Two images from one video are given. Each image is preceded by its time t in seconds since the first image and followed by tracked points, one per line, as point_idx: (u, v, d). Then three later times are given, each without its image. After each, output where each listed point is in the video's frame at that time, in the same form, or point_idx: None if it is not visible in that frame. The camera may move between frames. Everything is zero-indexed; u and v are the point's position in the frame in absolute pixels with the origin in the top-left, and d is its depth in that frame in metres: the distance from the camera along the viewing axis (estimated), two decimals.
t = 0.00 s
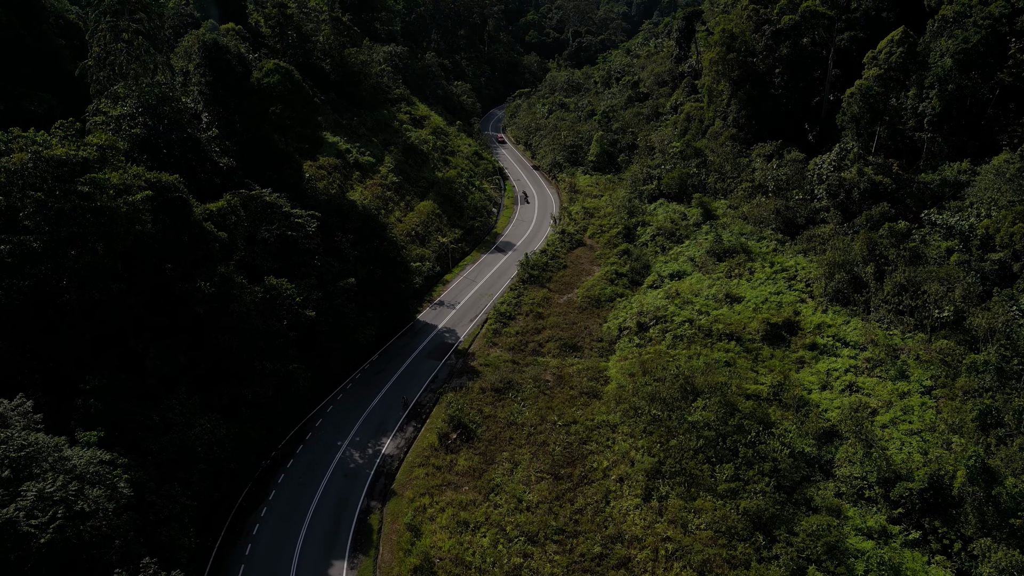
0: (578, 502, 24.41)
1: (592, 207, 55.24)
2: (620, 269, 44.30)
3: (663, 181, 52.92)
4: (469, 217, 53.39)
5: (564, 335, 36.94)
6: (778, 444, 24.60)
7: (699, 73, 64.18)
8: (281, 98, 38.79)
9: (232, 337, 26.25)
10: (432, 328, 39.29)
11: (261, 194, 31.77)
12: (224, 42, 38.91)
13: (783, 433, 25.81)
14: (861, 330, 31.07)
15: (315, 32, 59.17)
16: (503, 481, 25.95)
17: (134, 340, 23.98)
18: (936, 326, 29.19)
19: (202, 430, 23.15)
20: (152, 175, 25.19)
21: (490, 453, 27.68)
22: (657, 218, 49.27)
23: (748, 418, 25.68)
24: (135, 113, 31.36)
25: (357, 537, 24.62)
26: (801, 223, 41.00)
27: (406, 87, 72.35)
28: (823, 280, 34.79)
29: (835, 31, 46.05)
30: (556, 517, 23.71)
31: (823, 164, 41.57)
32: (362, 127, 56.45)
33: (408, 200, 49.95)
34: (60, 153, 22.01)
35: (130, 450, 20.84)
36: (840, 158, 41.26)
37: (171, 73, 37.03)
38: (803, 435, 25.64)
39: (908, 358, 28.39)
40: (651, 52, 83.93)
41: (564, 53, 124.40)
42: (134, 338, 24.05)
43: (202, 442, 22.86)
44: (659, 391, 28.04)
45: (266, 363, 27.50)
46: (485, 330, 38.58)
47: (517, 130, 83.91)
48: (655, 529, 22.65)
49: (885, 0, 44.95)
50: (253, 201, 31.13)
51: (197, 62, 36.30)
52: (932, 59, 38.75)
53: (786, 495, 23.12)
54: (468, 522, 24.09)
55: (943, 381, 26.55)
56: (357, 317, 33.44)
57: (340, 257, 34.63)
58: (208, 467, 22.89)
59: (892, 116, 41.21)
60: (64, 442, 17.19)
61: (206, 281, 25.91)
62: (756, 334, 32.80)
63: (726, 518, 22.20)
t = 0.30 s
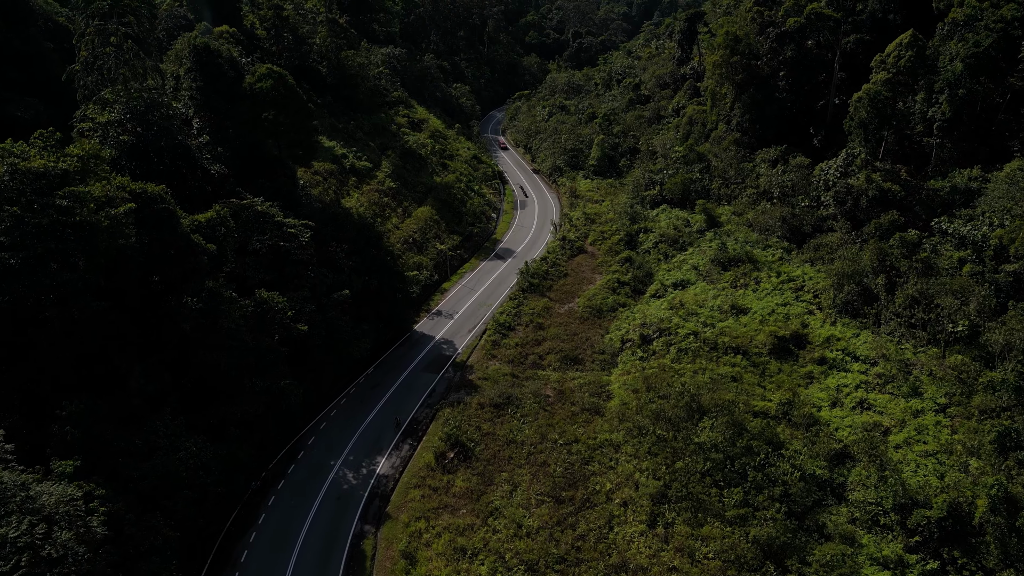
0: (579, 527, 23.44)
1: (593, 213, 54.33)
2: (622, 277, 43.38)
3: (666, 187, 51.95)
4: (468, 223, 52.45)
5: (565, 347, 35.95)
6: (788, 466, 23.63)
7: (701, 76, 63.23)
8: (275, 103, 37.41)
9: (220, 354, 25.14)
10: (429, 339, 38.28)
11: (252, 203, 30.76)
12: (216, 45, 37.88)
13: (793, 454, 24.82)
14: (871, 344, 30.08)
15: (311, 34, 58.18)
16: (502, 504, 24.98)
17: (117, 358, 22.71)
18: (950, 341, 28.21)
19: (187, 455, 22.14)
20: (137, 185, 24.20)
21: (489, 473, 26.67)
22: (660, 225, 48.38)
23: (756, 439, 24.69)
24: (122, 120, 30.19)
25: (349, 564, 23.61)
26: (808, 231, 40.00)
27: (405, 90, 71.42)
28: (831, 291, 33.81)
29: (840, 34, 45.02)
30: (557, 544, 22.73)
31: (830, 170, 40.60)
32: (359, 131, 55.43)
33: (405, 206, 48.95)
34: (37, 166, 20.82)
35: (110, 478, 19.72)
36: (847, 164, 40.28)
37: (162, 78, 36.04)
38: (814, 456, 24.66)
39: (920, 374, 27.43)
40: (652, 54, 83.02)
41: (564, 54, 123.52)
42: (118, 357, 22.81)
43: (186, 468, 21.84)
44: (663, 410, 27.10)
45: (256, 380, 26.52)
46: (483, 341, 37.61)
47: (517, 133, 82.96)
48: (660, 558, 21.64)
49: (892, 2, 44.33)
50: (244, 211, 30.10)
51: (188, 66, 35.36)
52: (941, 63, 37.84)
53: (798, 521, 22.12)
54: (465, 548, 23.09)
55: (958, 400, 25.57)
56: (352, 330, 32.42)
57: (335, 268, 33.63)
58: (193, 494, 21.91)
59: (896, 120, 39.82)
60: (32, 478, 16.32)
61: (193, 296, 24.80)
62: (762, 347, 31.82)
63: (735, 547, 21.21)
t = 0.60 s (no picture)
0: (582, 555, 22.44)
1: (594, 219, 53.40)
2: (624, 286, 42.43)
3: (668, 193, 51.02)
4: (467, 230, 51.49)
5: (566, 359, 34.96)
6: (800, 491, 22.60)
7: (704, 78, 62.18)
8: (267, 109, 36.98)
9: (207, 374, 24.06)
10: (426, 351, 37.29)
11: (244, 213, 29.79)
12: (206, 49, 36.85)
13: (805, 476, 23.78)
14: (882, 358, 29.03)
15: (306, 36, 57.11)
16: (501, 529, 23.98)
17: (100, 377, 21.65)
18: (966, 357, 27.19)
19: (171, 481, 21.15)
20: (121, 197, 23.18)
21: (487, 496, 25.70)
22: (662, 232, 47.46)
23: (766, 461, 23.70)
24: (110, 127, 29.16)
25: None
26: (814, 241, 38.98)
27: (403, 93, 70.37)
28: (840, 302, 32.79)
29: (846, 36, 43.95)
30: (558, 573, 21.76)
31: (837, 176, 39.58)
32: (356, 135, 54.44)
33: (402, 212, 47.95)
34: (14, 179, 19.76)
35: (86, 510, 18.79)
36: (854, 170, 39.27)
37: (151, 83, 35.01)
38: (827, 480, 23.61)
39: (935, 391, 26.44)
40: (653, 56, 82.13)
41: (564, 55, 122.66)
42: (101, 377, 21.75)
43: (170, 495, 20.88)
44: (669, 430, 26.13)
45: (245, 399, 25.52)
46: (482, 353, 36.62)
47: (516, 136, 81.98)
48: None
49: (898, 3, 42.49)
50: (233, 222, 29.10)
51: (178, 71, 34.22)
52: (950, 67, 36.60)
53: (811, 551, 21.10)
54: None
55: (975, 419, 24.52)
56: (346, 344, 31.41)
57: (329, 280, 32.65)
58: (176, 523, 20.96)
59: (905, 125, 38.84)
60: None
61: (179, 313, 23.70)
62: (770, 362, 30.82)
63: None
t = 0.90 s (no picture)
0: None
1: (596, 225, 52.50)
2: (626, 295, 41.54)
3: (671, 199, 50.13)
4: (465, 236, 50.55)
5: (568, 372, 34.03)
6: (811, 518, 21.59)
7: (706, 81, 61.23)
8: (260, 114, 35.45)
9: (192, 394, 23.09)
10: (423, 364, 36.31)
11: (234, 224, 28.83)
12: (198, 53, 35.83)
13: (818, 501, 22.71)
14: (894, 374, 27.99)
15: (303, 39, 56.13)
16: (500, 556, 23.03)
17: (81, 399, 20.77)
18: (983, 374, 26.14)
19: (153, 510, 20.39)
20: (103, 210, 22.20)
21: (485, 520, 24.73)
22: (665, 239, 46.56)
23: (776, 486, 22.77)
24: (96, 134, 27.81)
25: None
26: (821, 250, 37.93)
27: (401, 96, 69.34)
28: (850, 314, 31.73)
29: (852, 39, 43.03)
30: None
31: (844, 182, 38.58)
32: (353, 139, 53.46)
33: (400, 219, 46.99)
34: None
35: (61, 545, 17.94)
36: (861, 176, 38.29)
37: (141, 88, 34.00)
38: (841, 504, 22.43)
39: (950, 409, 25.41)
40: (655, 57, 81.28)
41: (564, 56, 121.78)
42: (82, 399, 20.86)
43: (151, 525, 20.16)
44: (675, 451, 25.16)
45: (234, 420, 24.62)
46: (481, 366, 35.68)
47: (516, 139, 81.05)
48: None
49: (905, 6, 41.66)
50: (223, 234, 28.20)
51: (167, 76, 33.21)
52: (960, 71, 35.32)
53: None
54: None
55: (993, 440, 23.48)
56: (340, 358, 30.42)
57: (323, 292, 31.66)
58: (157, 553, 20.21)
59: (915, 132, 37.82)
60: None
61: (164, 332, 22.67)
62: (778, 377, 29.84)
63: None
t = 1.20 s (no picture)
0: None
1: (597, 232, 51.57)
2: (629, 305, 40.59)
3: (674, 206, 49.19)
4: (464, 243, 49.58)
5: (569, 387, 33.04)
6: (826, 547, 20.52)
7: (708, 85, 60.28)
8: (251, 121, 34.61)
9: (176, 417, 22.09)
10: (420, 378, 35.37)
11: (225, 236, 27.85)
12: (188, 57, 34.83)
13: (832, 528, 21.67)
14: (907, 391, 26.88)
15: (299, 41, 55.12)
16: None
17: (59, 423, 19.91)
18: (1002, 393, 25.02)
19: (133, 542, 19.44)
20: (85, 224, 21.11)
21: (484, 546, 23.74)
22: (668, 246, 45.60)
23: (788, 513, 21.78)
24: (82, 142, 26.77)
25: None
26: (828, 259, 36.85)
27: (399, 99, 68.38)
28: (860, 327, 30.52)
29: (859, 42, 42.05)
30: None
31: (851, 188, 37.39)
32: (350, 144, 52.44)
33: (397, 226, 46.00)
34: None
35: None
36: (869, 180, 37.00)
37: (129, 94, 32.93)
38: (856, 532, 21.21)
39: (966, 428, 24.23)
40: (656, 60, 80.39)
41: (564, 58, 120.89)
42: (61, 421, 20.05)
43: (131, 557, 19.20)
44: (681, 474, 24.17)
45: (221, 442, 23.69)
46: (480, 380, 34.71)
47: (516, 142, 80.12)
48: None
49: (912, 9, 40.43)
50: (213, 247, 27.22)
51: (156, 81, 32.24)
52: (970, 76, 34.33)
53: None
54: None
55: (1012, 462, 22.40)
56: (333, 374, 29.41)
57: (316, 305, 30.73)
58: None
59: (925, 138, 36.59)
60: None
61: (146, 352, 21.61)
62: (787, 394, 28.76)
63: None
